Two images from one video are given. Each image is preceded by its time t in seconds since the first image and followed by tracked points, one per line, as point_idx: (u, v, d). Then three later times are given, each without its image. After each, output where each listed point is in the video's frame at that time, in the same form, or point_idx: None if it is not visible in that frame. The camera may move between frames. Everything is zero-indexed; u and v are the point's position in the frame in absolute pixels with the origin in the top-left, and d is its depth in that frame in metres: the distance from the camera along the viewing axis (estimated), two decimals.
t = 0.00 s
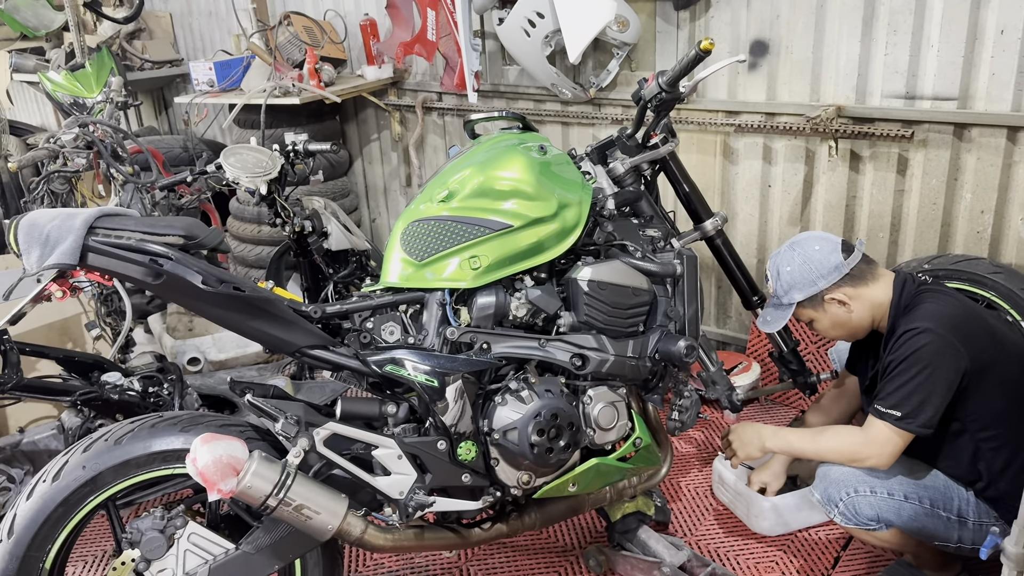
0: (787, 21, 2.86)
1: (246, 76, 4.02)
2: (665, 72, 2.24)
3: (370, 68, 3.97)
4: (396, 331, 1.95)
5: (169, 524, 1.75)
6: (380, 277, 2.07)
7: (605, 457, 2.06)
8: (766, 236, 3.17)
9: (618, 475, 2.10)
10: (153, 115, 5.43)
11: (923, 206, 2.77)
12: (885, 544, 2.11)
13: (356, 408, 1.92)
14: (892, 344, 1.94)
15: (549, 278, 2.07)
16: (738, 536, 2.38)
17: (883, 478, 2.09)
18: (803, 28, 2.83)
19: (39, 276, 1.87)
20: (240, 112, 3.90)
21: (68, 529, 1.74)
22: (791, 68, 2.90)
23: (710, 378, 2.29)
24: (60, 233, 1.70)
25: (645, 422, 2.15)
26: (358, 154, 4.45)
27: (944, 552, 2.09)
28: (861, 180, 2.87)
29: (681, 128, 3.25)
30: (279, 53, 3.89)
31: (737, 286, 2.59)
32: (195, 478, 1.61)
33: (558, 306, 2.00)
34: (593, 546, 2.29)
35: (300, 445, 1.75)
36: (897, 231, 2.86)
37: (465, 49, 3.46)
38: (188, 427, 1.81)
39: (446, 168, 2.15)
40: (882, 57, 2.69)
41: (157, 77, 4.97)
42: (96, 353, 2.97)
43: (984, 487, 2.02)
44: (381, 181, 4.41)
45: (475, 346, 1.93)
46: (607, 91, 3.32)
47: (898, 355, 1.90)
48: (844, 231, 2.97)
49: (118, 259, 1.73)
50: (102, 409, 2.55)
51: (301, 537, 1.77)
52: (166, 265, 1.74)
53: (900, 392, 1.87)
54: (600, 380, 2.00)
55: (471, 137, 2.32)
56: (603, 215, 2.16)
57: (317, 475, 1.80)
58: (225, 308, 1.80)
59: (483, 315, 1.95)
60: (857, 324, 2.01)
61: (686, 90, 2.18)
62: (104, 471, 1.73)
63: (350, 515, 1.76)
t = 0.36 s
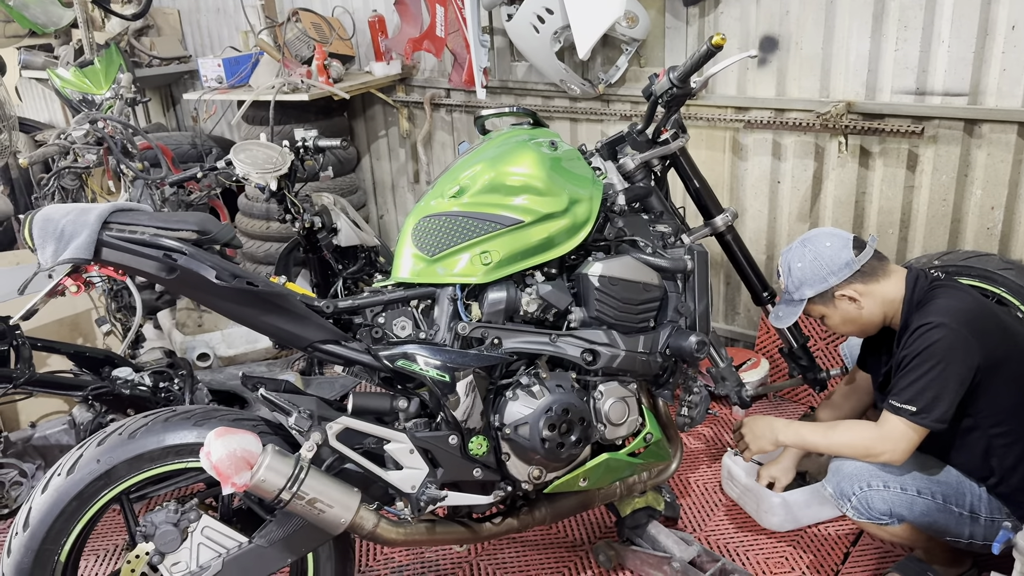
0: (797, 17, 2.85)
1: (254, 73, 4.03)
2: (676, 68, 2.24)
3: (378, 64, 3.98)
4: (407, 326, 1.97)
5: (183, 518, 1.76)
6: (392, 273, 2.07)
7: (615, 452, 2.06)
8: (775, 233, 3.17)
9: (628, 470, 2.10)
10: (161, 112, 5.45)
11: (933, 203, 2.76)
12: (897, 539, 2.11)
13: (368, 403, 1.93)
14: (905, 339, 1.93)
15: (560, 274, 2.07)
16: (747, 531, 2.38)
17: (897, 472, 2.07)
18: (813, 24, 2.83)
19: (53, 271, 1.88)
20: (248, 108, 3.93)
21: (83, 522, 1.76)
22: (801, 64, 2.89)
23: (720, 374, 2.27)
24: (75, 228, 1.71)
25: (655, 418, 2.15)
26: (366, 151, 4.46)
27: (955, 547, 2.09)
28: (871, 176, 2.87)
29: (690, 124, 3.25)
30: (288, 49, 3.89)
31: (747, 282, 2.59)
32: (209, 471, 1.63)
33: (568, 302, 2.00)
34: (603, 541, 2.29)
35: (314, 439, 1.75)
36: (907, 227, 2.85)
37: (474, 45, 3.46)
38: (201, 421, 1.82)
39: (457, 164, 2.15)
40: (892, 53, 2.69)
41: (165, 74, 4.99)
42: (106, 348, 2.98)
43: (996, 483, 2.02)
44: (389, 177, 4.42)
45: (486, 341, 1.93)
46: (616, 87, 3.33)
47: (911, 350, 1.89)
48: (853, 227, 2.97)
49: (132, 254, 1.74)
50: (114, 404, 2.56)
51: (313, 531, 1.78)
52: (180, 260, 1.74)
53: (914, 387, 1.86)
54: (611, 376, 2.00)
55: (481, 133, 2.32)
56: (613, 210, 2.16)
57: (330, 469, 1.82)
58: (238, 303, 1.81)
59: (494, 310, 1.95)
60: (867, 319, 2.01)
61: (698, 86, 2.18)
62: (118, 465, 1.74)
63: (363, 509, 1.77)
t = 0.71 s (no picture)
0: (800, 16, 2.86)
1: (257, 72, 4.04)
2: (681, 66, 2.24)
3: (382, 63, 3.96)
4: (414, 324, 1.98)
5: (192, 514, 1.77)
6: (398, 271, 2.08)
7: (621, 449, 2.07)
8: (778, 231, 3.18)
9: (633, 467, 2.11)
10: (163, 110, 5.46)
11: (935, 201, 2.77)
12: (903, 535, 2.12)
13: (376, 400, 1.94)
14: (911, 335, 1.94)
15: (566, 272, 2.08)
16: (752, 528, 2.39)
17: (904, 470, 2.08)
18: (816, 23, 2.84)
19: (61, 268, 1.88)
20: (252, 106, 3.93)
21: (91, 520, 1.76)
22: (804, 63, 2.90)
23: (724, 372, 2.26)
24: (83, 226, 1.72)
25: (661, 415, 2.16)
26: (368, 150, 4.48)
27: (959, 543, 2.11)
28: (874, 175, 2.88)
29: (693, 123, 3.26)
30: (290, 48, 3.84)
31: (751, 280, 2.60)
32: (218, 468, 1.63)
33: (575, 299, 2.01)
34: (607, 538, 2.30)
35: (321, 436, 1.78)
36: (910, 226, 2.86)
37: (478, 44, 3.47)
38: (209, 419, 1.83)
39: (463, 163, 2.16)
40: (895, 52, 2.70)
41: (167, 72, 4.99)
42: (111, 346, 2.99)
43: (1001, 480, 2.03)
44: (391, 176, 4.44)
45: (493, 339, 1.94)
46: (619, 86, 3.34)
47: (919, 346, 1.90)
48: (856, 226, 2.98)
49: (140, 252, 1.74)
50: (119, 402, 2.56)
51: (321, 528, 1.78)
52: (189, 258, 1.75)
53: (922, 383, 1.87)
54: (616, 373, 2.01)
55: (487, 132, 2.33)
56: (618, 209, 2.19)
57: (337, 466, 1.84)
58: (246, 301, 1.82)
59: (500, 308, 1.96)
60: (870, 317, 2.02)
61: (703, 85, 2.19)
62: (127, 462, 1.75)
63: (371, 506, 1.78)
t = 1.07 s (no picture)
0: (799, 18, 2.86)
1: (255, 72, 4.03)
2: (681, 68, 2.24)
3: (380, 64, 3.97)
4: (414, 326, 1.97)
5: (190, 517, 1.76)
6: (397, 273, 2.07)
7: (620, 452, 2.06)
8: (777, 233, 3.18)
9: (633, 470, 2.10)
10: (160, 111, 5.45)
11: (934, 204, 2.77)
12: (903, 539, 2.12)
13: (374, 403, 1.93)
14: (911, 338, 1.94)
15: (566, 274, 2.08)
16: (751, 531, 2.39)
17: (904, 473, 2.08)
18: (815, 25, 2.84)
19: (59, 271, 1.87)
20: (249, 107, 3.92)
21: (89, 523, 1.75)
22: (803, 65, 2.90)
23: (723, 375, 2.25)
24: (82, 227, 1.71)
25: (661, 418, 2.16)
26: (366, 151, 4.47)
27: (958, 547, 2.11)
28: (873, 177, 2.88)
29: (692, 125, 3.26)
30: (289, 49, 3.87)
31: (750, 282, 2.60)
32: (218, 471, 1.63)
33: (574, 302, 2.01)
34: (606, 541, 2.30)
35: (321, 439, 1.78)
36: (909, 228, 2.86)
37: (476, 45, 3.46)
38: (207, 421, 1.82)
39: (463, 164, 2.15)
40: (894, 54, 2.70)
41: (164, 73, 4.98)
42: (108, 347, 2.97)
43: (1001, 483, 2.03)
44: (389, 177, 4.43)
45: (493, 342, 1.94)
46: (618, 88, 3.34)
47: (919, 349, 1.90)
48: (854, 228, 2.98)
49: (139, 254, 1.73)
50: (117, 404, 2.54)
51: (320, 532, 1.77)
52: (188, 260, 1.74)
53: (922, 385, 1.87)
54: (616, 376, 2.01)
55: (486, 134, 2.32)
56: (619, 211, 2.18)
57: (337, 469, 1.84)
58: (245, 303, 1.81)
59: (500, 310, 1.96)
60: (869, 320, 2.02)
61: (703, 87, 2.19)
62: (125, 465, 1.74)
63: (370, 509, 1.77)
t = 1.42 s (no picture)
0: (801, 23, 2.87)
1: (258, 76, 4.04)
2: (682, 73, 2.25)
3: (382, 68, 3.99)
4: (417, 330, 1.98)
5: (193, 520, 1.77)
6: (400, 277, 2.08)
7: (623, 456, 2.06)
8: (779, 238, 3.19)
9: (634, 474, 2.10)
10: (163, 114, 5.47)
11: (936, 208, 2.78)
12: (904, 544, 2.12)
13: (377, 407, 1.93)
14: (911, 342, 1.95)
15: (568, 278, 2.08)
16: (753, 536, 2.39)
17: (905, 478, 2.09)
18: (817, 29, 2.85)
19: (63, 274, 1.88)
20: (252, 111, 3.93)
21: (92, 525, 1.75)
22: (805, 70, 2.91)
23: (725, 379, 2.25)
24: (86, 231, 1.72)
25: (662, 422, 2.16)
26: (368, 155, 4.49)
27: (961, 552, 2.10)
28: (875, 182, 2.88)
29: (695, 129, 3.26)
30: (291, 53, 3.89)
31: (752, 286, 2.60)
32: (221, 474, 1.63)
33: (576, 306, 2.01)
34: (608, 545, 2.30)
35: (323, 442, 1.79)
36: (911, 233, 2.87)
37: (478, 50, 3.46)
38: (211, 424, 1.82)
39: (465, 168, 2.16)
40: (895, 59, 2.70)
41: (167, 76, 4.99)
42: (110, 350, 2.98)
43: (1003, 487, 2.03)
44: (391, 181, 4.45)
45: (495, 346, 1.94)
46: (620, 92, 3.34)
47: (919, 353, 1.90)
48: (856, 233, 2.99)
49: (143, 257, 1.74)
50: (119, 407, 2.55)
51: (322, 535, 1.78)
52: (192, 263, 1.75)
53: (923, 390, 1.87)
54: (618, 380, 2.01)
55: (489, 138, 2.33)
56: (621, 215, 2.18)
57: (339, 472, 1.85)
58: (249, 306, 1.81)
59: (503, 314, 1.96)
60: (871, 325, 2.02)
61: (705, 92, 2.20)
62: (129, 468, 1.74)
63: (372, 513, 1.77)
